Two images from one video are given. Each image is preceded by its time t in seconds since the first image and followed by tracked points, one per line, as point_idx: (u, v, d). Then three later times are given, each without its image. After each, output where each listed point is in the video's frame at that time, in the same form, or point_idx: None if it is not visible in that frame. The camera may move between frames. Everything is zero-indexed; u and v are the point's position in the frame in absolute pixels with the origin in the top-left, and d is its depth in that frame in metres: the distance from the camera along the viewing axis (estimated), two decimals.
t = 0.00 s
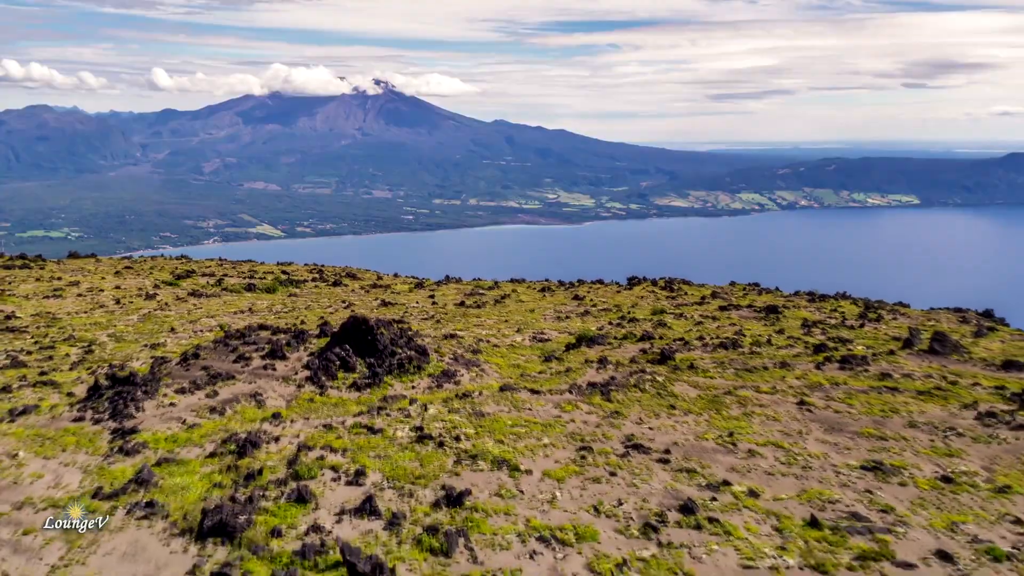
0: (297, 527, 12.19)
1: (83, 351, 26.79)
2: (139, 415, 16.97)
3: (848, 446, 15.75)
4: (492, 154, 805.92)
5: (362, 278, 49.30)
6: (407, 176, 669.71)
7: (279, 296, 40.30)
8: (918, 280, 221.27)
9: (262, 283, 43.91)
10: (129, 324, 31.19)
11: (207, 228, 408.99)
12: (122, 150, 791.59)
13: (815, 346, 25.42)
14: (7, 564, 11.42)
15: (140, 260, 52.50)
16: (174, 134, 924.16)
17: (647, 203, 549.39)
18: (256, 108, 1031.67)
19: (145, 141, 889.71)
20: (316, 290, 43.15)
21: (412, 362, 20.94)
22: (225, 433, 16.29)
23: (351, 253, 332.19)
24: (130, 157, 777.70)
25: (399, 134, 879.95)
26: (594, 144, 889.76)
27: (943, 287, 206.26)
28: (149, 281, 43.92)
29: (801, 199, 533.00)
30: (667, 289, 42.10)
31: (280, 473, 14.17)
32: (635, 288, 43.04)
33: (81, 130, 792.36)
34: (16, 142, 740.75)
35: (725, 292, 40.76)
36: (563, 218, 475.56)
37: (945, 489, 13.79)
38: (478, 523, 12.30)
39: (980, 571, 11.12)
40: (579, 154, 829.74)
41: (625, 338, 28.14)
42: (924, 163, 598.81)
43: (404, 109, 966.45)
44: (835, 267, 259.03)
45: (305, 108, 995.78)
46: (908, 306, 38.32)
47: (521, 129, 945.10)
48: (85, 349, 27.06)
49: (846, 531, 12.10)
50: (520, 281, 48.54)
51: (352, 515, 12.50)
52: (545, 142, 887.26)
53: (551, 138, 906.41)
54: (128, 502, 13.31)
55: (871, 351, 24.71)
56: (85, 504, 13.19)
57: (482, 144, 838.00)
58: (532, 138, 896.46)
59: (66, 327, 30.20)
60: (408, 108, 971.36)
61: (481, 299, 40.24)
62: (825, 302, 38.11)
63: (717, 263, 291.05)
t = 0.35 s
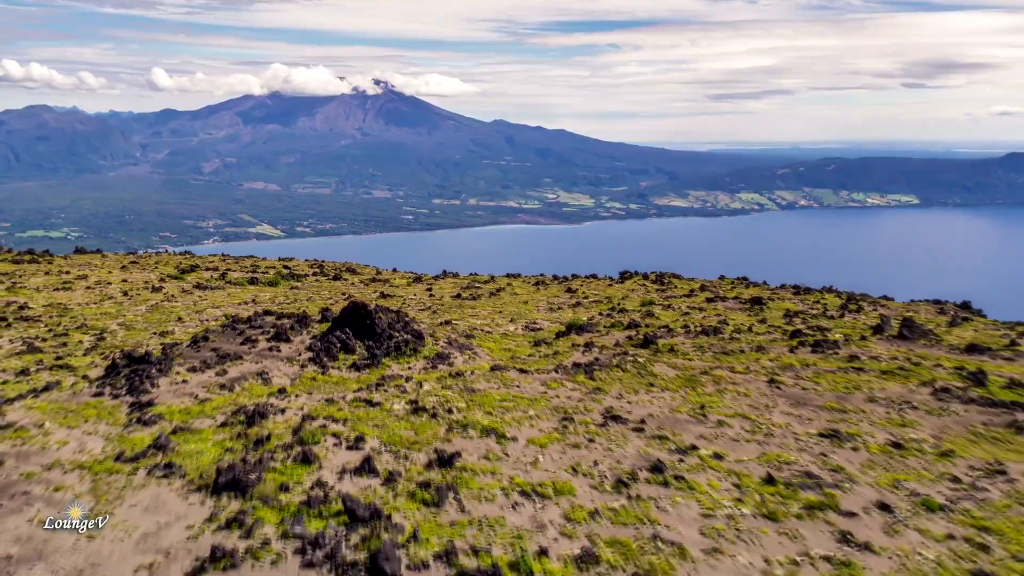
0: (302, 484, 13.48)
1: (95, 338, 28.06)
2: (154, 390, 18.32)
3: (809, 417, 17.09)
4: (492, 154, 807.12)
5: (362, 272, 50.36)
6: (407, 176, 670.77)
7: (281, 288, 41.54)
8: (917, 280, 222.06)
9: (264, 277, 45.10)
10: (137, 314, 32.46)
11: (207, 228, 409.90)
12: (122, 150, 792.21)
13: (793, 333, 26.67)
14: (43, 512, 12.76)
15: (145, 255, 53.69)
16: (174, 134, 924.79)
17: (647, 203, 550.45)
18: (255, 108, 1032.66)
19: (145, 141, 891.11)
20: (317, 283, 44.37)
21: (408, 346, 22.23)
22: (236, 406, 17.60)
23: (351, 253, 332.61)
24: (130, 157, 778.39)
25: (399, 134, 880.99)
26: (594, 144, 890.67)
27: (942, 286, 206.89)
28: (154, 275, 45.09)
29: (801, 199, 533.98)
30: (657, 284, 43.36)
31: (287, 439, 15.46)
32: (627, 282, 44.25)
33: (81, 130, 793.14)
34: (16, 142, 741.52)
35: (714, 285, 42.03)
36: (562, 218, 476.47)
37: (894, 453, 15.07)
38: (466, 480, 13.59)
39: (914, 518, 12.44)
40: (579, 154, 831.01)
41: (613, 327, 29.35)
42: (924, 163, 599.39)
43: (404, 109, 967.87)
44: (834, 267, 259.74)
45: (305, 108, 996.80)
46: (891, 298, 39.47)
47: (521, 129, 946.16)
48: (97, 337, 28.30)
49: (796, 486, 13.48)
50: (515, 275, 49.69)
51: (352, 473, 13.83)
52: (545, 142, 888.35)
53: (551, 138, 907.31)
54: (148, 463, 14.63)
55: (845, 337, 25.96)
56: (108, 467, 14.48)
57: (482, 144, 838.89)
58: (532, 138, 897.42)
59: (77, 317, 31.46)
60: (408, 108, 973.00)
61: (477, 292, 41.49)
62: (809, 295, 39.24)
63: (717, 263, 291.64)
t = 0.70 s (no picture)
0: (304, 448, 14.81)
1: (105, 327, 29.29)
2: (166, 370, 19.65)
3: (774, 394, 18.41)
4: (491, 154, 808.02)
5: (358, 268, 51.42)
6: (406, 176, 671.73)
7: (284, 282, 42.69)
8: (917, 280, 221.89)
9: (266, 272, 46.19)
10: (144, 306, 33.69)
11: (206, 228, 410.61)
12: (121, 150, 792.72)
13: (770, 322, 27.91)
14: (71, 473, 14.13)
15: (148, 251, 54.73)
16: (174, 134, 925.53)
17: (646, 203, 551.41)
18: (256, 108, 1035.34)
19: (144, 141, 892.42)
20: (316, 278, 45.45)
21: (401, 332, 23.48)
22: (242, 384, 18.91)
23: (351, 253, 333.25)
24: (129, 157, 779.33)
25: (399, 134, 881.86)
26: (594, 144, 891.68)
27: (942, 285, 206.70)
28: (159, 271, 46.24)
29: (801, 199, 534.57)
30: (646, 279, 44.53)
31: (291, 413, 16.79)
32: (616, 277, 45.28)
33: (81, 130, 794.10)
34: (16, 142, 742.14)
35: (702, 280, 43.29)
36: (562, 218, 477.49)
37: (849, 425, 16.39)
38: (454, 446, 14.91)
39: (858, 478, 13.79)
40: (579, 154, 832.26)
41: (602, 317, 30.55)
42: (924, 163, 599.50)
43: (404, 109, 969.23)
44: (835, 268, 259.60)
45: (305, 108, 997.51)
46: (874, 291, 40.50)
47: (521, 129, 947.06)
48: (106, 326, 29.50)
49: (754, 451, 14.84)
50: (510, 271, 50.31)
51: (350, 439, 15.19)
52: (545, 142, 889.18)
53: (551, 138, 908.18)
54: (163, 433, 15.90)
55: (818, 324, 27.35)
56: (127, 435, 15.83)
57: (481, 144, 839.63)
58: (532, 138, 898.34)
59: (86, 309, 32.75)
60: (407, 108, 973.76)
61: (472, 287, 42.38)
62: (794, 288, 40.39)
63: (717, 263, 291.19)
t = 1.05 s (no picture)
0: (308, 421, 16.09)
1: (116, 318, 30.59)
2: (176, 354, 20.92)
3: (746, 376, 19.71)
4: (491, 153, 809.06)
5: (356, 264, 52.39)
6: (406, 176, 672.35)
7: (285, 276, 43.79)
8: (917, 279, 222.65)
9: (267, 267, 47.32)
10: (151, 299, 34.93)
11: (206, 228, 411.24)
12: (121, 150, 792.83)
13: (753, 312, 29.06)
14: (92, 443, 15.33)
15: (151, 248, 55.82)
16: (173, 134, 926.02)
17: (646, 203, 552.40)
18: (255, 108, 1035.74)
19: (144, 141, 893.26)
20: (316, 273, 46.59)
21: (397, 321, 24.76)
22: (248, 366, 20.21)
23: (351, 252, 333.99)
24: (129, 157, 779.95)
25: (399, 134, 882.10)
26: (593, 143, 892.28)
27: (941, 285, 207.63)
28: (163, 266, 47.36)
29: (800, 199, 535.47)
30: (636, 274, 45.57)
31: (294, 391, 18.05)
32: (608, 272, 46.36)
33: (80, 130, 794.22)
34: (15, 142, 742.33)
35: (691, 274, 44.56)
36: (562, 217, 478.38)
37: (812, 401, 17.65)
38: (446, 420, 16.14)
39: (814, 446, 15.09)
40: (579, 154, 832.86)
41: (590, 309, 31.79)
42: (925, 163, 599.93)
43: (404, 109, 969.92)
44: (835, 268, 260.40)
45: (305, 108, 997.90)
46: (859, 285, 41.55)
47: (521, 129, 947.62)
48: (115, 317, 30.71)
49: (721, 424, 16.09)
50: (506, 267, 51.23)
51: (349, 414, 16.41)
52: (544, 142, 889.64)
53: (551, 138, 908.39)
54: (176, 409, 17.13)
55: (798, 314, 28.58)
56: (144, 411, 17.09)
57: (481, 144, 840.52)
58: (532, 138, 898.90)
59: (95, 302, 34.01)
60: (407, 108, 974.42)
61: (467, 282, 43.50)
62: (781, 283, 41.48)
63: (717, 262, 292.05)
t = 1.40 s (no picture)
0: (311, 399, 17.36)
1: (125, 310, 31.85)
2: (186, 340, 22.19)
3: (721, 361, 20.96)
4: (490, 154, 809.87)
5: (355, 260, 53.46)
6: (405, 176, 673.19)
7: (285, 272, 44.80)
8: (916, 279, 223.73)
9: (268, 264, 48.45)
10: (157, 293, 36.17)
11: (205, 228, 412.29)
12: (120, 150, 793.32)
13: (735, 305, 30.32)
14: (111, 419, 16.60)
15: (155, 245, 56.90)
16: (173, 134, 926.88)
17: (645, 203, 553.69)
18: (255, 108, 1036.11)
19: (144, 142, 895.11)
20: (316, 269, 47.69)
21: (395, 311, 26.00)
22: (253, 352, 21.48)
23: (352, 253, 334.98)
24: (129, 157, 780.81)
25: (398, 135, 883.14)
26: (593, 143, 893.20)
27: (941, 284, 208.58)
28: (167, 262, 48.50)
29: (800, 199, 536.76)
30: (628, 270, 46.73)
31: (298, 374, 19.30)
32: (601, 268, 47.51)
33: (80, 130, 794.89)
34: (15, 142, 743.61)
35: (682, 270, 45.84)
36: (561, 218, 479.34)
37: (781, 383, 18.93)
38: (439, 399, 17.37)
39: (778, 422, 16.37)
40: (578, 153, 833.88)
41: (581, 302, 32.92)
42: (924, 163, 600.51)
43: (403, 109, 970.74)
44: (835, 269, 261.71)
45: (305, 108, 998.48)
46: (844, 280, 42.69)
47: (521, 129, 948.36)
48: (124, 310, 31.99)
49: (694, 403, 17.37)
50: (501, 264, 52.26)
51: (348, 393, 17.67)
52: (544, 142, 890.32)
53: (550, 138, 908.84)
54: (187, 389, 18.36)
55: (778, 306, 29.91)
56: (159, 390, 18.37)
57: (481, 144, 841.21)
58: (532, 138, 899.67)
59: (104, 295, 35.23)
60: (407, 108, 975.06)
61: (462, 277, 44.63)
62: (768, 279, 42.68)
63: (717, 262, 293.42)
